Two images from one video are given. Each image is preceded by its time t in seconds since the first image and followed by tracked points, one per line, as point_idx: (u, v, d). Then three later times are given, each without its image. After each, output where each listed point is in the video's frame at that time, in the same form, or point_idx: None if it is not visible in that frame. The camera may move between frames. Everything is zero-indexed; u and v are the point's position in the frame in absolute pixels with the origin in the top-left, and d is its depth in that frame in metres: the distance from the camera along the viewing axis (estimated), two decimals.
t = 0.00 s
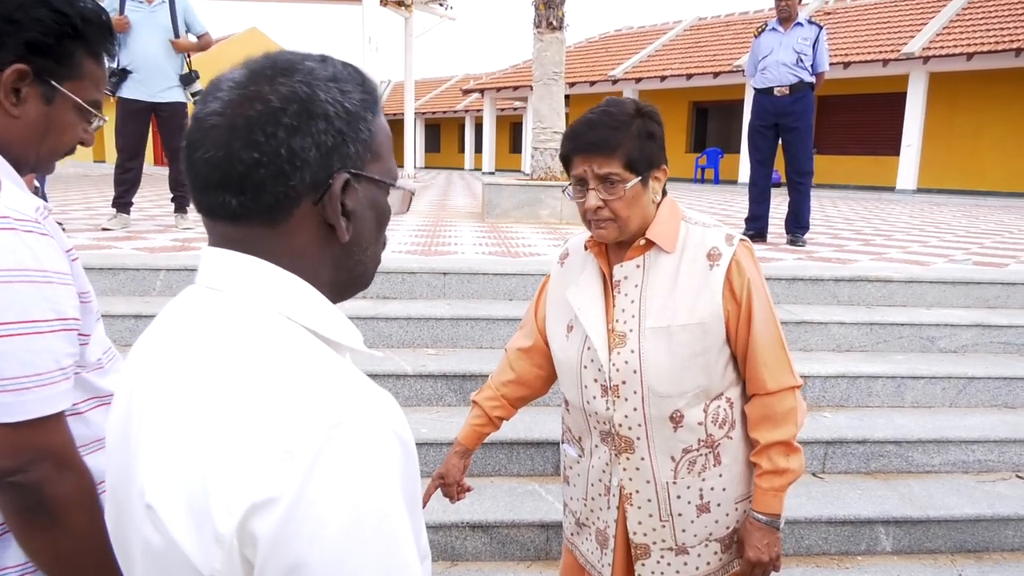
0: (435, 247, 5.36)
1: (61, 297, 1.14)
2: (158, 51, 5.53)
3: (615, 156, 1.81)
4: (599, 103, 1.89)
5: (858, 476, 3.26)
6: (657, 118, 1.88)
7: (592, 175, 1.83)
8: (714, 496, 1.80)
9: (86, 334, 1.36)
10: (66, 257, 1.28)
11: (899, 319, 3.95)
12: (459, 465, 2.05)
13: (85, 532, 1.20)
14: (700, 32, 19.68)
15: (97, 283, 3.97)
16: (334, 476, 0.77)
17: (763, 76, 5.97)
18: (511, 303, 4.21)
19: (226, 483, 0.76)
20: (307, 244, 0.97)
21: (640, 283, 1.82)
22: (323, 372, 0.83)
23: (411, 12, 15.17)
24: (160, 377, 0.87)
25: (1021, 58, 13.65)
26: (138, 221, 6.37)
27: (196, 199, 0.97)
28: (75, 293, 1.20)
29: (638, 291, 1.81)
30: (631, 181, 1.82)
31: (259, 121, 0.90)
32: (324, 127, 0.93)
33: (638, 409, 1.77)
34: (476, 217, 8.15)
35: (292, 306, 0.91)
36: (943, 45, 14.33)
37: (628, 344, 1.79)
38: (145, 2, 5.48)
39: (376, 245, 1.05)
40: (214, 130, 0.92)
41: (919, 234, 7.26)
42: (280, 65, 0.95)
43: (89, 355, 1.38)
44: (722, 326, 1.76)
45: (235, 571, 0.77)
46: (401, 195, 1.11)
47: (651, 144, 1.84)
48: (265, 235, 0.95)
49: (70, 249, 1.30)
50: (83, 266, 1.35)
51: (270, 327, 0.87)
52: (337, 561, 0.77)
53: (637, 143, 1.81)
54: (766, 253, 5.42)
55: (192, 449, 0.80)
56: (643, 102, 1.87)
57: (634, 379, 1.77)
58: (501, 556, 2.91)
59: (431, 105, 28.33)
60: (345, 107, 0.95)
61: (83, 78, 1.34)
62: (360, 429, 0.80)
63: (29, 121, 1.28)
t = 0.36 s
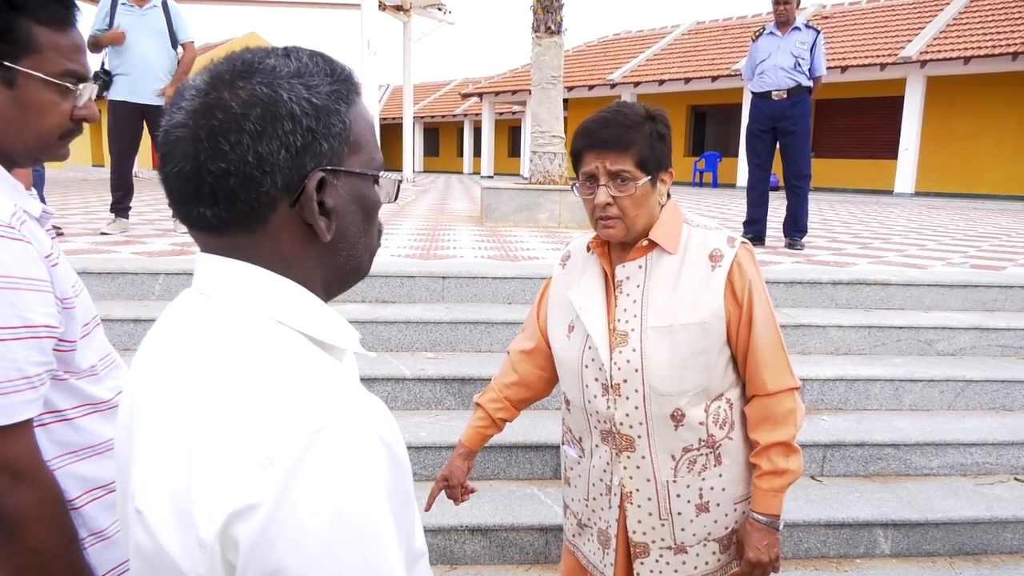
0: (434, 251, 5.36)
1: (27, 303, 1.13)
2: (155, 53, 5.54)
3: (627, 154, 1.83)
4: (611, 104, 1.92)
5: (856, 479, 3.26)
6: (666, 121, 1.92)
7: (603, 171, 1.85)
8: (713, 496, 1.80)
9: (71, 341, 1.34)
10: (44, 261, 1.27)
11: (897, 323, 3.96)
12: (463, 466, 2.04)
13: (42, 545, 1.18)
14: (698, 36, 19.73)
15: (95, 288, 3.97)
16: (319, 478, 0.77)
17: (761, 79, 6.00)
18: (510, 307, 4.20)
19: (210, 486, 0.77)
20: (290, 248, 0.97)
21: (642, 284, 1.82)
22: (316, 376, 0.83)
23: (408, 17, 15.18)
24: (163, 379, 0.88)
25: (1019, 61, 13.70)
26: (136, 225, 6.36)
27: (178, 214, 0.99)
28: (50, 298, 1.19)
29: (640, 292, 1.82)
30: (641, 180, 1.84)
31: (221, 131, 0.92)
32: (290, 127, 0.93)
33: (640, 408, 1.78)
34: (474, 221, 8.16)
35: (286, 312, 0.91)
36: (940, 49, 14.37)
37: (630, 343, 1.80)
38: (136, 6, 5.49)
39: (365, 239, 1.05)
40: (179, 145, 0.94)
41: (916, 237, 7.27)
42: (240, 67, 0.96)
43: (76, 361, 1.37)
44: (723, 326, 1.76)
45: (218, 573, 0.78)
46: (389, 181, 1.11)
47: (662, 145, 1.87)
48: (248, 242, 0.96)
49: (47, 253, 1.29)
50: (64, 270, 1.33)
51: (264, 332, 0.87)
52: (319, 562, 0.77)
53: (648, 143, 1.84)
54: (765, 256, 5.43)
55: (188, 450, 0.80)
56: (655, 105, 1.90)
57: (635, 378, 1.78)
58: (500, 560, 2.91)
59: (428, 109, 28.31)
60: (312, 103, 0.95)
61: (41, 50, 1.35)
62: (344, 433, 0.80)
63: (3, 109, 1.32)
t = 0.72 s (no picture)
0: (435, 251, 5.37)
1: (22, 303, 1.14)
2: (146, 52, 5.51)
3: (633, 152, 1.84)
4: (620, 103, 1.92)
5: (857, 480, 3.26)
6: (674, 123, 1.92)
7: (609, 168, 1.85)
8: (715, 495, 1.81)
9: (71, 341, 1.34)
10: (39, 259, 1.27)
11: (899, 324, 3.97)
12: (467, 465, 2.04)
13: (50, 545, 1.18)
14: (699, 37, 19.72)
15: (97, 288, 3.98)
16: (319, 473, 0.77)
17: (762, 80, 6.00)
18: (511, 308, 4.20)
19: (210, 479, 0.77)
20: (298, 244, 0.98)
21: (645, 283, 1.83)
22: (321, 372, 0.83)
23: (409, 17, 15.18)
24: (172, 373, 0.89)
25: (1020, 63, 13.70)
26: (137, 225, 6.37)
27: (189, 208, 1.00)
28: (45, 298, 1.19)
29: (644, 290, 1.82)
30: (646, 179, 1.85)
31: (229, 126, 0.92)
32: (298, 122, 0.93)
33: (642, 405, 1.79)
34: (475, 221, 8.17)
35: (295, 307, 0.92)
36: (941, 50, 14.37)
37: (633, 341, 1.80)
38: (128, 6, 5.49)
39: (377, 234, 1.05)
40: (190, 141, 0.95)
41: (917, 238, 7.27)
42: (252, 62, 0.96)
43: (78, 362, 1.38)
44: (726, 325, 1.76)
45: (215, 565, 0.78)
46: (401, 179, 1.11)
47: (668, 146, 1.87)
48: (260, 237, 0.97)
49: (43, 253, 1.29)
50: (61, 270, 1.33)
51: (271, 328, 0.87)
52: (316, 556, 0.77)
53: (655, 142, 1.85)
54: (766, 257, 5.43)
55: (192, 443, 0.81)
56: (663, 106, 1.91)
57: (638, 375, 1.79)
58: (501, 560, 2.92)
59: (429, 110, 28.30)
60: (322, 98, 0.95)
61: (14, 34, 1.33)
62: (343, 428, 0.80)
63: None
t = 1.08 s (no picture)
0: (433, 253, 5.37)
1: (21, 307, 1.14)
2: (139, 52, 5.50)
3: (599, 180, 1.77)
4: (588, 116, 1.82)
5: (854, 483, 3.27)
6: (651, 134, 1.81)
7: (580, 198, 1.81)
8: (711, 499, 1.81)
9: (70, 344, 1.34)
10: (40, 262, 1.26)
11: (896, 327, 3.98)
12: (465, 467, 2.05)
13: (39, 552, 1.19)
14: (697, 40, 19.76)
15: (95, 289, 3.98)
16: (327, 471, 0.77)
17: (759, 84, 6.02)
18: (510, 310, 4.21)
19: (218, 476, 0.78)
20: (309, 243, 0.98)
21: (644, 286, 1.83)
22: (329, 371, 0.84)
23: (407, 19, 15.20)
24: (181, 369, 0.89)
25: (1017, 67, 13.75)
26: (135, 226, 6.36)
27: (200, 206, 1.01)
28: (45, 301, 1.19)
29: (643, 294, 1.82)
30: (619, 201, 1.78)
31: (241, 127, 0.93)
32: (308, 124, 0.93)
33: (639, 409, 1.79)
34: (473, 223, 8.17)
35: (303, 305, 0.92)
36: (938, 55, 14.41)
37: (632, 344, 1.80)
38: (118, 5, 5.49)
39: (387, 235, 1.06)
40: (203, 140, 0.96)
41: (914, 242, 7.29)
42: (264, 62, 0.97)
43: (79, 365, 1.38)
44: (724, 330, 1.77)
45: (223, 561, 0.79)
46: (411, 180, 1.12)
47: (640, 160, 1.77)
48: (267, 237, 0.97)
49: (42, 255, 1.28)
50: (63, 273, 1.33)
51: (280, 327, 0.88)
52: (319, 555, 0.77)
53: (624, 165, 1.76)
54: (764, 260, 5.44)
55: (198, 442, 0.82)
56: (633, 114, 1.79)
57: (636, 378, 1.79)
58: (498, 562, 2.92)
59: (427, 111, 28.33)
60: (332, 100, 0.95)
61: (9, 31, 1.34)
62: (353, 427, 0.80)
63: None
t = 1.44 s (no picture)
0: (433, 256, 5.38)
1: (35, 311, 1.14)
2: (138, 54, 5.52)
3: (557, 251, 1.67)
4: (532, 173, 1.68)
5: (853, 484, 3.27)
6: (597, 183, 1.65)
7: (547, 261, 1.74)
8: (718, 506, 1.82)
9: (76, 346, 1.34)
10: (49, 266, 1.26)
11: (895, 328, 3.98)
12: (473, 478, 2.07)
13: (56, 551, 1.19)
14: (696, 42, 19.80)
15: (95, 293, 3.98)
16: (339, 475, 0.78)
17: (757, 86, 6.04)
18: (510, 312, 4.21)
19: (235, 477, 0.78)
20: (319, 245, 0.99)
21: (633, 305, 1.77)
22: (333, 371, 0.84)
23: (408, 22, 15.23)
24: (184, 371, 0.90)
25: (1016, 69, 13.77)
26: (134, 230, 6.37)
27: (209, 205, 1.00)
28: (57, 305, 1.20)
29: (631, 314, 1.77)
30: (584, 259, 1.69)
31: (256, 125, 0.93)
32: (325, 124, 0.94)
33: (637, 431, 1.79)
34: (472, 226, 8.18)
35: (309, 306, 0.92)
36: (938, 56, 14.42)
37: (623, 368, 1.78)
38: (117, 10, 5.54)
39: (391, 241, 1.06)
40: (215, 140, 0.96)
41: (912, 243, 7.30)
42: (279, 64, 0.98)
43: (85, 367, 1.39)
44: (715, 347, 1.73)
45: (241, 562, 0.79)
46: (418, 189, 1.13)
47: (593, 216, 1.64)
48: (276, 236, 0.98)
49: (52, 259, 1.29)
50: (72, 276, 1.34)
51: (287, 328, 0.88)
52: (337, 557, 0.78)
53: (577, 228, 1.63)
54: (763, 262, 5.45)
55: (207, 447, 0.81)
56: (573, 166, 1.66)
57: (631, 402, 1.78)
58: (498, 564, 2.92)
59: (427, 114, 28.37)
60: (346, 103, 0.96)
61: (30, 43, 1.34)
62: (367, 426, 0.81)
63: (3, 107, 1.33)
